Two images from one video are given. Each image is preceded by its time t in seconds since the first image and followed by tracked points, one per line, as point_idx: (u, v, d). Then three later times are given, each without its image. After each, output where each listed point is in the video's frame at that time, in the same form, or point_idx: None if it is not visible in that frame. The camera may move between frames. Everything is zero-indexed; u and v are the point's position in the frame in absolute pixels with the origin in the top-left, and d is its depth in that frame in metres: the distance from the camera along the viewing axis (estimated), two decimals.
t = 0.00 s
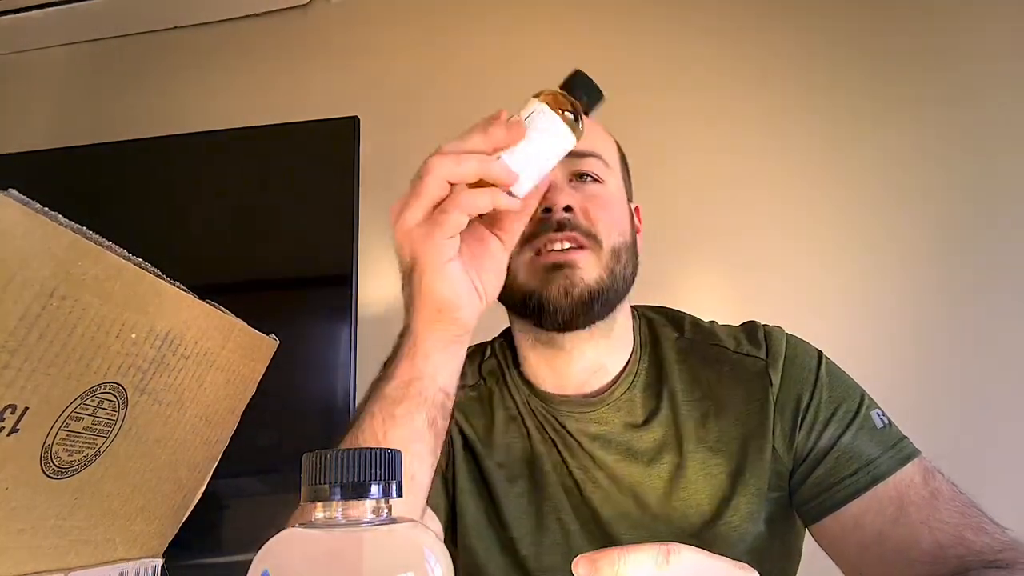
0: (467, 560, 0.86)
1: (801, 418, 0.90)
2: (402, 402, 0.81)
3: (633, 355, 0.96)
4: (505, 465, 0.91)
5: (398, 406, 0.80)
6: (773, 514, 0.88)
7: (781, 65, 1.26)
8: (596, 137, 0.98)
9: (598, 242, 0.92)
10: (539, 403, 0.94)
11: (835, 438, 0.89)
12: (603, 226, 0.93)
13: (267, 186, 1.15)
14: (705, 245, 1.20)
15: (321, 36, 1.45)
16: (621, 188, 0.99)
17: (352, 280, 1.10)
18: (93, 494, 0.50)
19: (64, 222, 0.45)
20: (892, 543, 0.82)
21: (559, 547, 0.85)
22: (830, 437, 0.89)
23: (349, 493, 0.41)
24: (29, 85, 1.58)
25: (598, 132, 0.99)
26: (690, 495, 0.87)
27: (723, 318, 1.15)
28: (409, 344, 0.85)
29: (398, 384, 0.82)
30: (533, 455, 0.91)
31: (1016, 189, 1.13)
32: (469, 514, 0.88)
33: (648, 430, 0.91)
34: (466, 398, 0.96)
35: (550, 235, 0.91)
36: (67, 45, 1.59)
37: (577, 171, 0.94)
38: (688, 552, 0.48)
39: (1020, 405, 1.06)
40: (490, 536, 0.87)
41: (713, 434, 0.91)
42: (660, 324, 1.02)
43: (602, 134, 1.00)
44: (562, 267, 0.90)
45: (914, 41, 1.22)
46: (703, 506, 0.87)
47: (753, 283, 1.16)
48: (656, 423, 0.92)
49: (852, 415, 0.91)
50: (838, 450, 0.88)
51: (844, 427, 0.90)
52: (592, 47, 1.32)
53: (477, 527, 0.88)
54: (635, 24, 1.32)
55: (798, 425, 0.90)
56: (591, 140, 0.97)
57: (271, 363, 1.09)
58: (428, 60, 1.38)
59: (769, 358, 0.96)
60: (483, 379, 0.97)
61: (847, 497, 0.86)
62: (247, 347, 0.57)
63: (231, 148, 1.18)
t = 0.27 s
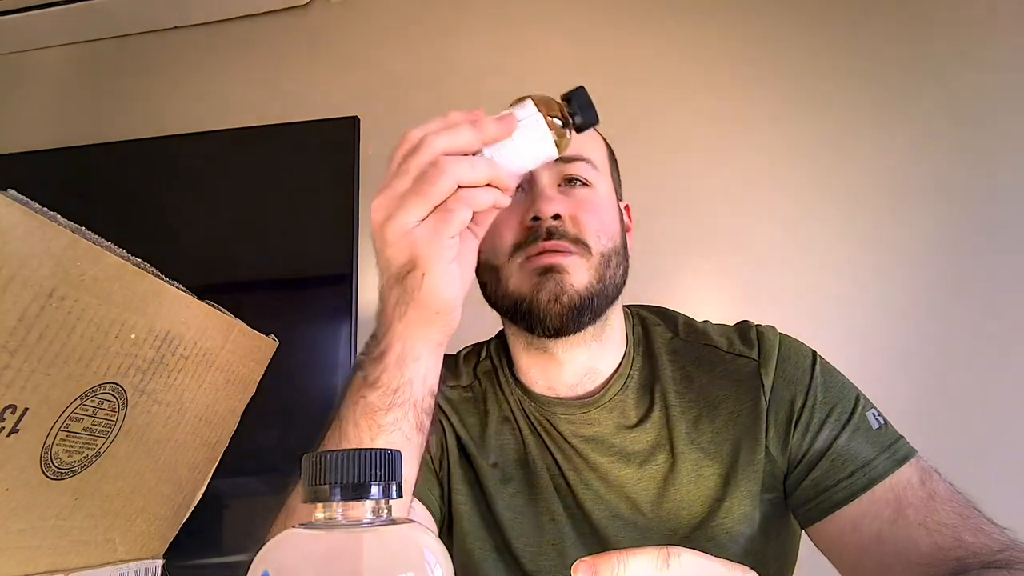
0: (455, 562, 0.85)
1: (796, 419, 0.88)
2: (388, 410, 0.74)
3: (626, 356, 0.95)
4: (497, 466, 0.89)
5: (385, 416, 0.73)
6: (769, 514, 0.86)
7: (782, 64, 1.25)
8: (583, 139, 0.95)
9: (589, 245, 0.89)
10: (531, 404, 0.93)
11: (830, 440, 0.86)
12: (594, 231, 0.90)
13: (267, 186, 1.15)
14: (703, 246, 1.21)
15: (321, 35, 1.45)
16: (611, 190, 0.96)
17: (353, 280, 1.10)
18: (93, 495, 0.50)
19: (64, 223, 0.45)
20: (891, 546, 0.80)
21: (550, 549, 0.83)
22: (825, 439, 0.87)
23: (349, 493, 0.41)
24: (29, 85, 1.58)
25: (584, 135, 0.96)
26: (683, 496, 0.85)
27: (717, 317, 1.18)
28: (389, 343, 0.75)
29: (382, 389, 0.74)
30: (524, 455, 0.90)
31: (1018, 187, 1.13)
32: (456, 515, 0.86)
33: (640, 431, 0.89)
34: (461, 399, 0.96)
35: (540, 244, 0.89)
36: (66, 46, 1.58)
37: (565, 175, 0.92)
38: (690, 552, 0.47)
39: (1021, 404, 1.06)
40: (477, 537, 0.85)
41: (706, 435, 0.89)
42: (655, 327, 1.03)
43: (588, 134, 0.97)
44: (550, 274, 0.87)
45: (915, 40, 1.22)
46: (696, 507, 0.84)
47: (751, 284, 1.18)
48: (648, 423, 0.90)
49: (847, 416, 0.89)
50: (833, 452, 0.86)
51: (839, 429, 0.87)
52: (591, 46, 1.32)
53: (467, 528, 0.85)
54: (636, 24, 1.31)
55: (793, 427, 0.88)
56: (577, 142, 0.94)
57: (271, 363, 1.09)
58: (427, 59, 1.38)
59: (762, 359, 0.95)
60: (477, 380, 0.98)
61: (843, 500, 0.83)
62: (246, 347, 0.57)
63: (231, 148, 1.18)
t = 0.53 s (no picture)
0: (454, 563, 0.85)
1: (793, 421, 0.89)
2: (383, 412, 0.71)
3: (624, 356, 0.96)
4: (495, 465, 0.89)
5: (379, 419, 0.71)
6: (765, 514, 0.86)
7: (781, 65, 1.26)
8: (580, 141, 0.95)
9: (584, 250, 0.89)
10: (529, 405, 0.93)
11: (827, 442, 0.87)
12: (589, 235, 0.89)
13: (267, 187, 1.15)
14: (702, 246, 1.21)
15: (321, 36, 1.45)
16: (608, 193, 0.96)
17: (353, 280, 1.10)
18: (94, 495, 0.50)
19: (66, 223, 0.45)
20: (889, 546, 0.80)
21: (548, 548, 0.83)
22: (822, 441, 0.87)
23: (349, 493, 0.41)
24: (29, 85, 1.58)
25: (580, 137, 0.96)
26: (680, 497, 0.85)
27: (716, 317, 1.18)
28: (381, 345, 0.72)
29: (376, 392, 0.72)
30: (522, 455, 0.90)
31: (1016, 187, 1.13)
32: (455, 515, 0.86)
33: (637, 431, 0.89)
34: (459, 399, 0.96)
35: (535, 248, 0.89)
36: (66, 46, 1.58)
37: (562, 178, 0.92)
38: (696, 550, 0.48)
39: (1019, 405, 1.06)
40: (475, 537, 0.85)
41: (703, 436, 0.89)
42: (653, 328, 1.03)
43: (586, 135, 0.97)
44: (545, 280, 0.87)
45: (914, 41, 1.22)
46: (694, 508, 0.84)
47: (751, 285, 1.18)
48: (645, 424, 0.90)
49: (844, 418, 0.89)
50: (830, 454, 0.86)
51: (836, 431, 0.87)
52: (591, 47, 1.32)
53: (465, 527, 0.85)
54: (635, 24, 1.32)
55: (790, 428, 0.88)
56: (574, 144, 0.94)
57: (271, 364, 1.10)
58: (427, 60, 1.38)
59: (758, 360, 0.95)
60: (475, 381, 0.98)
61: (839, 502, 0.83)
62: (246, 347, 0.57)
63: (231, 148, 1.18)
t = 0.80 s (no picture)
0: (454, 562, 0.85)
1: (792, 421, 0.89)
2: (385, 414, 0.69)
3: (623, 356, 0.96)
4: (495, 465, 0.89)
5: (382, 422, 0.68)
6: (764, 515, 0.86)
7: (781, 65, 1.26)
8: (578, 141, 0.95)
9: (581, 252, 0.89)
10: (529, 405, 0.93)
11: (826, 442, 0.87)
12: (586, 238, 0.90)
13: (267, 186, 1.15)
14: (702, 246, 1.21)
15: (321, 35, 1.45)
16: (607, 193, 0.96)
17: (352, 280, 1.10)
18: (93, 494, 0.50)
19: (65, 223, 0.45)
20: (888, 546, 0.80)
21: (548, 548, 0.83)
22: (821, 441, 0.87)
23: (349, 493, 0.41)
24: (29, 84, 1.58)
25: (580, 137, 0.96)
26: (680, 497, 0.85)
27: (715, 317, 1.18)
28: (382, 346, 0.69)
29: (377, 394, 0.69)
30: (521, 454, 0.90)
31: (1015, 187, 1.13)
32: (454, 514, 0.86)
33: (637, 432, 0.89)
34: (459, 398, 0.96)
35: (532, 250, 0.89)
36: (65, 45, 1.58)
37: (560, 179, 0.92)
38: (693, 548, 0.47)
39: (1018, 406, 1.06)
40: (474, 536, 0.85)
41: (703, 436, 0.89)
42: (653, 327, 1.03)
43: (587, 135, 0.97)
44: (542, 283, 0.87)
45: (915, 41, 1.22)
46: (693, 508, 0.84)
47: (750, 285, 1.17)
48: (645, 424, 0.90)
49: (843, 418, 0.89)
50: (830, 454, 0.86)
51: (835, 431, 0.87)
52: (591, 48, 1.32)
53: (465, 526, 0.85)
54: (636, 24, 1.32)
55: (790, 429, 0.88)
56: (573, 144, 0.95)
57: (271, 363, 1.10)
58: (427, 60, 1.38)
59: (758, 360, 0.95)
60: (476, 380, 0.98)
61: (838, 502, 0.83)
62: (245, 347, 0.57)
63: (230, 148, 1.18)
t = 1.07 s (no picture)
0: (456, 563, 0.85)
1: (792, 421, 0.89)
2: (383, 415, 0.69)
3: (624, 357, 0.96)
4: (496, 465, 0.89)
5: (380, 423, 0.68)
6: (764, 515, 0.86)
7: (781, 65, 1.26)
8: (579, 139, 0.96)
9: (575, 251, 0.89)
10: (530, 404, 0.93)
11: (827, 442, 0.87)
12: (581, 237, 0.89)
13: (267, 187, 1.15)
14: (702, 246, 1.21)
15: (321, 36, 1.45)
16: (607, 193, 0.96)
17: (352, 280, 1.10)
18: (93, 495, 0.50)
19: (65, 223, 0.45)
20: (889, 546, 0.80)
21: (548, 548, 0.83)
22: (822, 441, 0.87)
23: (349, 493, 0.41)
24: (29, 85, 1.58)
25: (582, 136, 0.97)
26: (680, 497, 0.85)
27: (714, 316, 1.18)
28: (380, 347, 0.69)
29: (376, 395, 0.68)
30: (522, 455, 0.90)
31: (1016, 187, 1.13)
32: (455, 514, 0.86)
33: (637, 432, 0.90)
34: (460, 399, 0.96)
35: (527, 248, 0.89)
36: (65, 45, 1.58)
37: (558, 178, 0.92)
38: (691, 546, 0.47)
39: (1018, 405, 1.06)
40: (475, 537, 0.85)
41: (703, 436, 0.89)
42: (655, 328, 1.03)
43: (589, 134, 0.97)
44: (535, 282, 0.87)
45: (915, 42, 1.22)
46: (694, 508, 0.84)
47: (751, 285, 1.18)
48: (645, 424, 0.90)
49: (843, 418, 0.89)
50: (830, 454, 0.86)
51: (836, 431, 0.87)
52: (591, 48, 1.32)
53: (466, 526, 0.85)
54: (635, 25, 1.32)
55: (790, 429, 0.88)
56: (574, 144, 0.95)
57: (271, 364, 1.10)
58: (426, 60, 1.38)
59: (758, 360, 0.95)
60: (477, 379, 0.98)
61: (839, 502, 0.83)
62: (246, 347, 0.57)
63: (230, 148, 1.18)
